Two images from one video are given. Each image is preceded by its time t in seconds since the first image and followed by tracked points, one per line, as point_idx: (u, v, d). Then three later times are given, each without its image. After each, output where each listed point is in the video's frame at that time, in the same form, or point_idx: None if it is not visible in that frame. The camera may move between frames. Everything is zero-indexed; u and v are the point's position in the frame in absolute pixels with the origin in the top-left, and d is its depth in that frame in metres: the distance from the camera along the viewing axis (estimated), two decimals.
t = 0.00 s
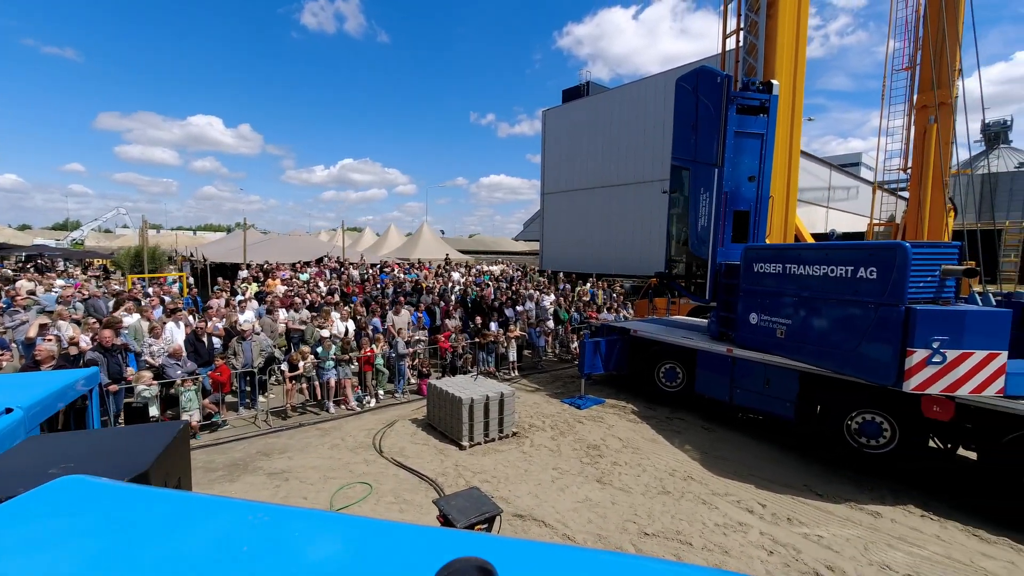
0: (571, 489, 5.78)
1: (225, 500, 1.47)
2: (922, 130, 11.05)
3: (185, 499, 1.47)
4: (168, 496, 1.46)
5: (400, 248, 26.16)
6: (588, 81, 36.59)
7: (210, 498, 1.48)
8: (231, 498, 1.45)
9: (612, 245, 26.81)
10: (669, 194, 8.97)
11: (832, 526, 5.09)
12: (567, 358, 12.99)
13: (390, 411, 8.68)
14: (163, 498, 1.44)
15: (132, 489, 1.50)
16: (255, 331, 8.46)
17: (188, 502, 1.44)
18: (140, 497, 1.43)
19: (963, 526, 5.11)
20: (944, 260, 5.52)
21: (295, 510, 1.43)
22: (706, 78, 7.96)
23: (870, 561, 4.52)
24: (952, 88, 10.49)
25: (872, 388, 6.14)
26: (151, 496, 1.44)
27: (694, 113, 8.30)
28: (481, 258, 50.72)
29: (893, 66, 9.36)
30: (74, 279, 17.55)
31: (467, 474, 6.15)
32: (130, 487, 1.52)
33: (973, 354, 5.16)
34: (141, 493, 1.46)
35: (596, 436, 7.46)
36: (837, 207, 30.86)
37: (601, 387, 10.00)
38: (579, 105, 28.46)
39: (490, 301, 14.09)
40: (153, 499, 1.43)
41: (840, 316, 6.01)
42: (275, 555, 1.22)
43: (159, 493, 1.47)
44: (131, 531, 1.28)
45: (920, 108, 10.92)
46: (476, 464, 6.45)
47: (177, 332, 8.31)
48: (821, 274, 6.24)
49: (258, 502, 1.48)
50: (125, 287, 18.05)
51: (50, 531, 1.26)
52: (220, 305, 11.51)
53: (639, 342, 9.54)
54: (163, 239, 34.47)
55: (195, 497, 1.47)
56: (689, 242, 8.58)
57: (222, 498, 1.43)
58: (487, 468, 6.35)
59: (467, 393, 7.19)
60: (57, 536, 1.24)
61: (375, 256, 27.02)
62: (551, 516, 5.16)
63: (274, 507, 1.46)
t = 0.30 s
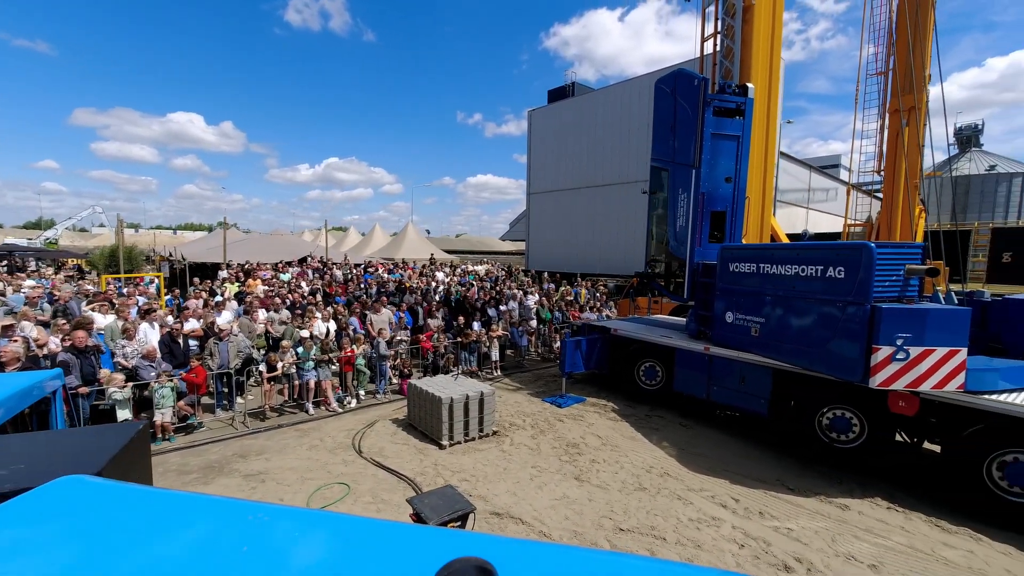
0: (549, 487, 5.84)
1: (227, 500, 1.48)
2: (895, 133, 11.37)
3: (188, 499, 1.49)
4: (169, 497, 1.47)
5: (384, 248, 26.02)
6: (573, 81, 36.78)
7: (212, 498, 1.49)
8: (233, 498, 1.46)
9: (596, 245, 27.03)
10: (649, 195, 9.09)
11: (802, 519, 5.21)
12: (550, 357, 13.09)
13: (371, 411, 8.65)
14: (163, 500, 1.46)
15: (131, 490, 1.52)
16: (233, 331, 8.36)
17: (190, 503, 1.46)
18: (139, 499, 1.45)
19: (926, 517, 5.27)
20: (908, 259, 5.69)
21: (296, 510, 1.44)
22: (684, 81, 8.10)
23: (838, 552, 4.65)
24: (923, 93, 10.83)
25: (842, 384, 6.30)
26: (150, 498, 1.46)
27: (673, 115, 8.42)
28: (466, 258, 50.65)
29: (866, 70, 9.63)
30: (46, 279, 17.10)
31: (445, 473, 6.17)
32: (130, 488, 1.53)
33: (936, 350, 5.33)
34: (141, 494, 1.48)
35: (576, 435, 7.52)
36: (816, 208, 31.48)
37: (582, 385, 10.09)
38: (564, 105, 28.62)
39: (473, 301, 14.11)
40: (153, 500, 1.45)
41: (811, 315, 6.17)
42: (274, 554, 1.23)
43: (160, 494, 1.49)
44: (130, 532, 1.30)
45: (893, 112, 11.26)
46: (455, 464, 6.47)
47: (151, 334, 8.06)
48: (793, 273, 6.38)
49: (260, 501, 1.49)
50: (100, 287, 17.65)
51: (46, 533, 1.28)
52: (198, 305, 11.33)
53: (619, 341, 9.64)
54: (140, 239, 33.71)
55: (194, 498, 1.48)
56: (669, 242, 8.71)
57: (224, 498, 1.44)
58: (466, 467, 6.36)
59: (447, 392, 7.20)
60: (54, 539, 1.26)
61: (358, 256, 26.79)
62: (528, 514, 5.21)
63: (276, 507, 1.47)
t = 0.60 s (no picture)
0: (529, 485, 5.88)
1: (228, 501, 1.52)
2: (870, 136, 11.70)
3: (188, 500, 1.52)
4: (168, 498, 1.50)
5: (368, 248, 25.84)
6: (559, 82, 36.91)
7: (212, 499, 1.53)
8: (234, 499, 1.50)
9: (582, 245, 27.25)
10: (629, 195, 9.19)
11: (774, 513, 5.33)
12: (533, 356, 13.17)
13: (352, 412, 8.61)
14: (161, 500, 1.49)
15: (127, 490, 1.54)
16: (211, 331, 8.24)
17: (189, 503, 1.49)
18: (136, 500, 1.48)
19: (894, 509, 5.43)
20: (875, 259, 5.86)
21: (295, 511, 1.48)
22: (663, 83, 8.21)
23: (808, 545, 4.76)
24: (896, 97, 11.15)
25: (815, 381, 6.44)
26: (148, 498, 1.49)
27: (653, 117, 8.52)
28: (453, 258, 50.52)
29: (842, 75, 9.90)
30: (17, 279, 16.63)
31: (426, 472, 6.18)
32: (125, 488, 1.56)
33: (901, 347, 5.50)
34: (137, 494, 1.50)
35: (557, 433, 7.57)
36: (797, 209, 32.03)
37: (564, 384, 10.15)
38: (550, 105, 28.73)
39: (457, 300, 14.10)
40: (151, 501, 1.48)
41: (783, 313, 6.31)
42: (285, 549, 1.29)
43: (157, 494, 1.52)
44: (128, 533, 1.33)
45: (868, 115, 11.56)
46: (436, 463, 6.48)
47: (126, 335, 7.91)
48: (767, 273, 6.52)
49: (261, 501, 1.53)
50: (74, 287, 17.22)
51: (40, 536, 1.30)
52: (176, 305, 11.15)
53: (601, 340, 9.74)
54: (118, 238, 32.96)
55: (193, 499, 1.52)
56: (649, 242, 8.82)
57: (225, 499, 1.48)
58: (446, 466, 6.38)
59: (428, 392, 7.20)
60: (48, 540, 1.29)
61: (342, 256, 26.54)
62: (507, 512, 5.24)
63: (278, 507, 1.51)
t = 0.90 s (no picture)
0: (508, 483, 5.92)
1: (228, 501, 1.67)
2: (847, 139, 11.98)
3: (189, 499, 1.67)
4: (171, 498, 1.65)
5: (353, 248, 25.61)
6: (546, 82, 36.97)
7: (214, 499, 1.68)
8: (234, 500, 1.65)
9: (567, 245, 27.38)
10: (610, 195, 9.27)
11: (747, 508, 5.45)
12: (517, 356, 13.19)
13: (333, 412, 8.56)
14: (164, 501, 1.63)
15: (130, 491, 1.67)
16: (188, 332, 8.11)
17: (191, 503, 1.64)
18: (141, 501, 1.62)
19: (862, 502, 5.58)
20: (844, 259, 6.04)
21: (291, 511, 1.63)
22: (642, 85, 8.32)
23: (779, 538, 4.87)
24: (871, 101, 11.45)
25: (788, 378, 6.58)
26: (152, 499, 1.63)
27: (633, 118, 8.62)
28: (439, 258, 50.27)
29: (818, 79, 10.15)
30: None
31: (405, 472, 6.18)
32: (129, 489, 1.69)
33: (869, 344, 5.65)
34: (142, 496, 1.64)
35: (538, 432, 7.61)
36: (779, 210, 32.57)
37: (547, 383, 10.19)
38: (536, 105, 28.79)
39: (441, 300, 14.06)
40: (155, 501, 1.62)
41: (757, 312, 6.44)
42: (283, 547, 1.45)
43: (161, 495, 1.66)
44: (140, 531, 1.48)
45: (845, 118, 11.83)
46: (415, 463, 6.48)
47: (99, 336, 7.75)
48: (741, 272, 6.65)
49: (258, 503, 1.69)
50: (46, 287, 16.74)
51: (55, 539, 1.42)
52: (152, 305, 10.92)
53: (583, 339, 9.81)
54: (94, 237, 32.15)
55: (193, 499, 1.66)
56: (630, 242, 8.91)
57: (225, 500, 1.63)
58: (426, 466, 6.38)
59: (408, 392, 7.18)
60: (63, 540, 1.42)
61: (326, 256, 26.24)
62: (486, 510, 5.27)
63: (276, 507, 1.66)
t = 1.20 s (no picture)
0: (486, 482, 5.95)
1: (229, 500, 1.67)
2: (822, 141, 12.26)
3: (188, 499, 1.67)
4: (168, 498, 1.65)
5: (336, 248, 25.39)
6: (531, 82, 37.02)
7: (214, 498, 1.68)
8: (233, 499, 1.65)
9: (552, 245, 27.54)
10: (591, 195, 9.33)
11: (720, 502, 5.56)
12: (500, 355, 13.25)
13: (313, 413, 8.49)
14: (164, 501, 1.63)
15: (131, 491, 1.69)
16: (162, 333, 7.96)
17: (190, 503, 1.64)
18: (141, 501, 1.63)
19: (832, 496, 5.73)
20: (814, 259, 6.19)
21: (292, 511, 1.64)
22: (622, 87, 8.41)
23: (750, 531, 4.98)
24: (845, 104, 11.75)
25: (761, 375, 6.73)
26: (150, 500, 1.63)
27: (612, 120, 8.69)
28: (424, 258, 50.07)
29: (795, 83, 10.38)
30: None
31: (383, 472, 6.17)
32: (128, 489, 1.70)
33: (837, 341, 5.80)
34: (140, 496, 1.65)
35: (518, 431, 7.65)
36: (760, 211, 33.17)
37: (528, 382, 10.24)
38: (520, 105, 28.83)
39: (424, 300, 14.03)
40: (154, 502, 1.62)
41: (732, 311, 6.56)
42: (286, 546, 1.45)
43: (161, 495, 1.66)
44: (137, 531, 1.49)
45: (820, 122, 12.10)
46: (394, 462, 6.47)
47: (69, 337, 7.58)
48: (716, 271, 6.77)
49: (257, 502, 1.68)
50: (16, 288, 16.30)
51: (47, 542, 1.42)
52: (126, 306, 10.71)
53: (564, 338, 9.90)
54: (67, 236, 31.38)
55: (192, 499, 1.66)
56: (609, 241, 9.00)
57: (225, 499, 1.63)
58: (404, 465, 6.38)
59: (387, 391, 7.16)
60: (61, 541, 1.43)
61: (308, 256, 25.98)
62: (463, 509, 5.29)
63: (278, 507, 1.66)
